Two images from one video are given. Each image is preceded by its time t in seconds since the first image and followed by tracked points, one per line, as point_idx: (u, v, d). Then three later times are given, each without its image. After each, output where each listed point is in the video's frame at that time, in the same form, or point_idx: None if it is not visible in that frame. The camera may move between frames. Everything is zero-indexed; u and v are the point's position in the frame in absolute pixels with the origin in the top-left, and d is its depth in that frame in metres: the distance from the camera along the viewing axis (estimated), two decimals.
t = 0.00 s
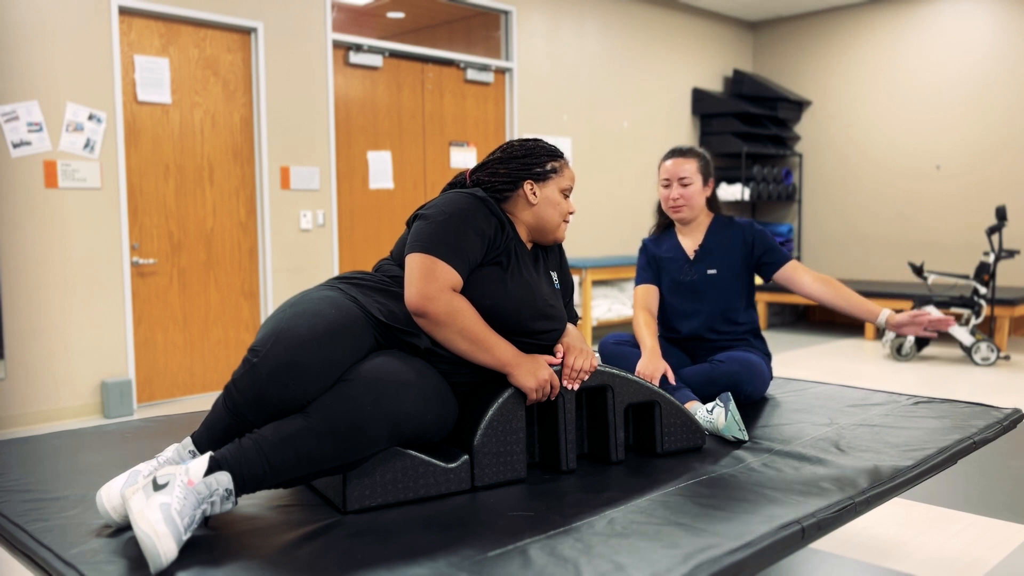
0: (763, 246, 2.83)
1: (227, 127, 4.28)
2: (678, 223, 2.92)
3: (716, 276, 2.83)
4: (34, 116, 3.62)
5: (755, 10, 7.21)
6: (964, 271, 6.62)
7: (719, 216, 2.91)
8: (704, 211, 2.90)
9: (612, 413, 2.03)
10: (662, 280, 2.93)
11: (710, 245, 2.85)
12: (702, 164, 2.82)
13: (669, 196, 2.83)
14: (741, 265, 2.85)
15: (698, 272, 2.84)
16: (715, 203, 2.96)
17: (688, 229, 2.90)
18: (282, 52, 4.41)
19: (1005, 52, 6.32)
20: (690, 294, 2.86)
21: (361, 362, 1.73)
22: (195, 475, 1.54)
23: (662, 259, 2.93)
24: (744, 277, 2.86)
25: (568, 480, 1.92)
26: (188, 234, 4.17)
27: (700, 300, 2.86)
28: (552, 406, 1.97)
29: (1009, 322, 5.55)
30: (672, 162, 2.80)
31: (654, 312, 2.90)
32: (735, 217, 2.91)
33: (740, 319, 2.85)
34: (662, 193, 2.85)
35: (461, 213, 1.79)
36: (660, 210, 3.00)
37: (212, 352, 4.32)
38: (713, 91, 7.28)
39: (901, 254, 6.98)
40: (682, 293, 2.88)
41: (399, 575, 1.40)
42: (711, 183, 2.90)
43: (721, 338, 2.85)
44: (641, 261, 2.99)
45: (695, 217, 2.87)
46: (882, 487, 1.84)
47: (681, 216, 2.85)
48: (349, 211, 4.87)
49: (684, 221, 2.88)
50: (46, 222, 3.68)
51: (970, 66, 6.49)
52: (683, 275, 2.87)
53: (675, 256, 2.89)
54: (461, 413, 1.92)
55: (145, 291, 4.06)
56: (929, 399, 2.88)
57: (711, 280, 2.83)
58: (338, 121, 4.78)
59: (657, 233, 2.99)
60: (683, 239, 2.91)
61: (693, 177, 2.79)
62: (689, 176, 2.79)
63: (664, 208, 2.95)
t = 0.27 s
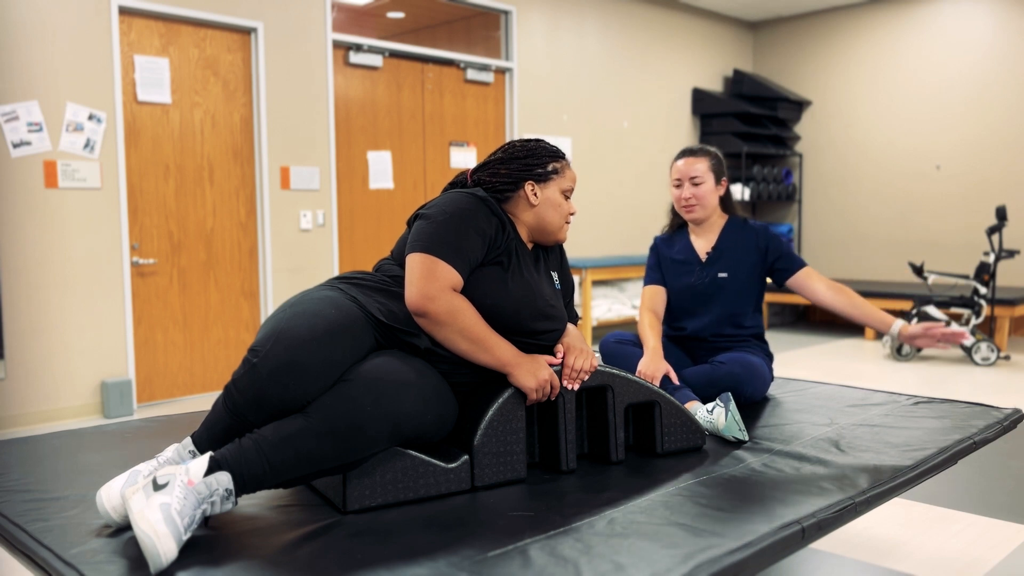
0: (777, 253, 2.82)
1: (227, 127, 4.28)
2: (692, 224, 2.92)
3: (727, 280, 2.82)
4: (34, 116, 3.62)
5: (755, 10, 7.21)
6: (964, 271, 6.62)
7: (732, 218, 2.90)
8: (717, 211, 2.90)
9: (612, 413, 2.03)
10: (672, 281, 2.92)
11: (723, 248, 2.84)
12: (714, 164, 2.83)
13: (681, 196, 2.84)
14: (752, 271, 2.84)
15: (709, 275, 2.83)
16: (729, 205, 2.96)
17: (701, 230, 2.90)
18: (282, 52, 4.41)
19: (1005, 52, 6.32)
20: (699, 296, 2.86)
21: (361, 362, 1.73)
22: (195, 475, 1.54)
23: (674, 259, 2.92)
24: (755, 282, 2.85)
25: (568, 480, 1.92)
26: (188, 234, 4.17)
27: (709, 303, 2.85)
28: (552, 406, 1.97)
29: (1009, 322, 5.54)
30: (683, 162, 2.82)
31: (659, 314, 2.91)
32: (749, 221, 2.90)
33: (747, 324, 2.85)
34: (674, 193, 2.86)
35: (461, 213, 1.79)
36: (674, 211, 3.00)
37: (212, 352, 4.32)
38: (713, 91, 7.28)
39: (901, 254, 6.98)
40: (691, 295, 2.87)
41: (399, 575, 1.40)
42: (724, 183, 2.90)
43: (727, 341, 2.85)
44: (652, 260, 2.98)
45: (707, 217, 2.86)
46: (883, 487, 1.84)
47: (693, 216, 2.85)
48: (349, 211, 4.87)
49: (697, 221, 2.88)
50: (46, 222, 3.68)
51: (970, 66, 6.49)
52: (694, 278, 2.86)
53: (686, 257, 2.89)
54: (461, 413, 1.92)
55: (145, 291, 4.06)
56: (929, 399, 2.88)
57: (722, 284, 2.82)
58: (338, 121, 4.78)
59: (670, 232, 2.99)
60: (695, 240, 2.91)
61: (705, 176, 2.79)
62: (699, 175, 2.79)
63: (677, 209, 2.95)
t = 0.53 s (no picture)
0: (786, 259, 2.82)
1: (227, 127, 4.28)
2: (702, 225, 2.91)
3: (734, 284, 2.82)
4: (34, 116, 3.62)
5: (755, 10, 7.21)
6: (964, 271, 6.62)
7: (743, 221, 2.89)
8: (727, 212, 2.89)
9: (612, 413, 2.03)
10: (678, 282, 2.92)
11: (732, 251, 2.84)
12: (723, 164, 2.82)
13: (690, 196, 2.83)
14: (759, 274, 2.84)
15: (716, 278, 2.83)
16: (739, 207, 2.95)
17: (711, 231, 2.90)
18: (282, 52, 4.41)
19: (1005, 52, 6.31)
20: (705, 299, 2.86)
21: (361, 362, 1.73)
22: (195, 475, 1.54)
23: (682, 260, 2.92)
24: (762, 287, 2.85)
25: (568, 480, 1.92)
26: (188, 234, 4.17)
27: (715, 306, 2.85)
28: (552, 406, 1.97)
29: (1009, 321, 5.54)
30: (693, 162, 2.82)
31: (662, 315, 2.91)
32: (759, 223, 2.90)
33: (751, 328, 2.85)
34: (683, 194, 2.86)
35: (462, 213, 1.79)
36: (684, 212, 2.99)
37: (212, 352, 4.32)
38: (714, 91, 7.28)
39: (901, 254, 6.98)
40: (697, 297, 2.87)
41: (399, 575, 1.40)
42: (734, 184, 2.89)
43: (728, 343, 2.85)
44: (660, 259, 2.98)
45: (717, 217, 2.86)
46: (883, 487, 1.84)
47: (703, 216, 2.84)
48: (349, 211, 4.87)
49: (707, 222, 2.87)
50: (46, 222, 3.68)
51: (970, 66, 6.49)
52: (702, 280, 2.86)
53: (695, 259, 2.89)
54: (461, 413, 1.92)
55: (145, 291, 4.06)
56: (929, 399, 2.88)
57: (729, 287, 2.82)
58: (338, 121, 4.78)
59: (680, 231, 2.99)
60: (705, 240, 2.91)
61: (714, 176, 2.79)
62: (709, 175, 2.79)
63: (687, 210, 2.94)
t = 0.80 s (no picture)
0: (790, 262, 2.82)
1: (227, 127, 4.28)
2: (708, 226, 2.90)
3: (738, 286, 2.81)
4: (34, 116, 3.62)
5: (755, 10, 7.21)
6: (964, 271, 6.62)
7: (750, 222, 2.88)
8: (734, 213, 2.88)
9: (612, 413, 2.03)
10: (682, 282, 2.92)
11: (736, 253, 2.83)
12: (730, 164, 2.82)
13: (696, 196, 2.82)
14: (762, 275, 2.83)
15: (720, 279, 2.83)
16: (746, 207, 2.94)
17: (717, 232, 2.89)
18: (282, 52, 4.41)
19: (1005, 52, 6.31)
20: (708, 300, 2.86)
21: (361, 362, 1.73)
22: (195, 475, 1.54)
23: (686, 260, 2.92)
24: (766, 288, 2.84)
25: (568, 480, 1.92)
26: (188, 234, 4.17)
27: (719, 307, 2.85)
28: (552, 407, 1.97)
29: (1009, 321, 5.54)
30: (699, 162, 2.81)
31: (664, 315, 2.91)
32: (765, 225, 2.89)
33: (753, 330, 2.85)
34: (690, 194, 2.85)
35: (461, 213, 1.79)
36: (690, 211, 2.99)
37: (212, 352, 4.32)
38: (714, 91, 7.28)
39: (901, 254, 6.98)
40: (701, 298, 2.87)
41: (399, 575, 1.40)
42: (741, 184, 2.89)
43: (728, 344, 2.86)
44: (664, 259, 2.98)
45: (723, 218, 2.85)
46: (883, 487, 1.84)
47: (709, 217, 2.84)
48: (349, 211, 4.87)
49: (713, 222, 2.86)
50: (46, 222, 3.68)
51: (970, 66, 6.49)
52: (706, 282, 2.86)
53: (699, 259, 2.88)
54: (461, 413, 1.92)
55: (145, 291, 4.06)
56: (929, 399, 2.88)
57: (733, 289, 2.82)
58: (338, 121, 4.78)
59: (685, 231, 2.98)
60: (711, 241, 2.90)
61: (721, 176, 2.78)
62: (715, 175, 2.79)
63: (693, 210, 2.94)
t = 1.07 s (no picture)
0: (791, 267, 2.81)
1: (227, 127, 4.28)
2: (710, 225, 2.90)
3: (739, 288, 2.82)
4: (34, 116, 3.62)
5: (755, 10, 7.21)
6: (964, 271, 6.62)
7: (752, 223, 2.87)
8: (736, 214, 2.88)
9: (612, 413, 2.03)
10: (684, 283, 2.92)
11: (738, 255, 2.83)
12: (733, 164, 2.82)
13: (699, 196, 2.83)
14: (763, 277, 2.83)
15: (721, 280, 2.83)
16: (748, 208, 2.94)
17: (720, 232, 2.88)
18: (282, 52, 4.41)
19: (1005, 52, 6.31)
20: (710, 301, 2.86)
21: (361, 362, 1.73)
22: (195, 475, 1.54)
23: (687, 261, 2.91)
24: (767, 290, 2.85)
25: (568, 481, 1.92)
26: (188, 234, 4.17)
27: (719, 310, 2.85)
28: (552, 407, 1.97)
29: (1009, 321, 5.55)
30: (702, 162, 2.81)
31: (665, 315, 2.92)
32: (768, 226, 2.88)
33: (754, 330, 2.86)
34: (692, 193, 2.86)
35: (460, 213, 1.79)
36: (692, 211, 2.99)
37: (212, 352, 4.32)
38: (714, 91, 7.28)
39: (901, 254, 6.98)
40: (702, 299, 2.87)
41: (399, 575, 1.40)
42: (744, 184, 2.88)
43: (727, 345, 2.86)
44: (666, 260, 2.98)
45: (725, 218, 2.85)
46: (883, 488, 1.84)
47: (711, 216, 2.83)
48: (349, 211, 4.88)
49: (715, 222, 2.86)
50: (47, 222, 3.68)
51: (970, 66, 6.49)
52: (707, 283, 2.86)
53: (700, 260, 2.88)
54: (461, 413, 1.92)
55: (145, 291, 4.06)
56: (929, 399, 2.88)
57: (734, 291, 2.82)
58: (338, 121, 4.78)
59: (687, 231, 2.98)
60: (713, 240, 2.90)
61: (724, 175, 2.78)
62: (718, 175, 2.79)
63: (695, 209, 2.94)
